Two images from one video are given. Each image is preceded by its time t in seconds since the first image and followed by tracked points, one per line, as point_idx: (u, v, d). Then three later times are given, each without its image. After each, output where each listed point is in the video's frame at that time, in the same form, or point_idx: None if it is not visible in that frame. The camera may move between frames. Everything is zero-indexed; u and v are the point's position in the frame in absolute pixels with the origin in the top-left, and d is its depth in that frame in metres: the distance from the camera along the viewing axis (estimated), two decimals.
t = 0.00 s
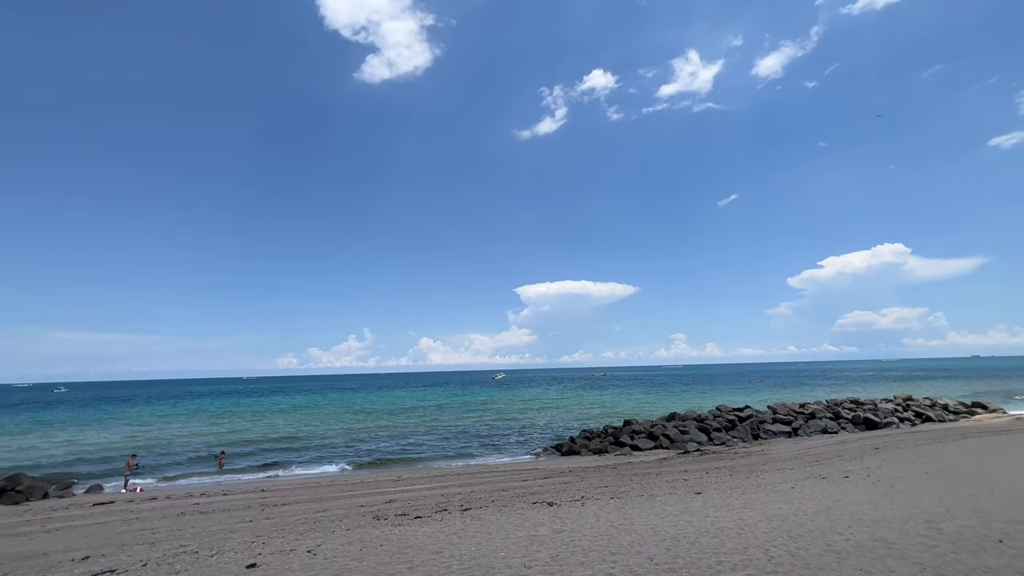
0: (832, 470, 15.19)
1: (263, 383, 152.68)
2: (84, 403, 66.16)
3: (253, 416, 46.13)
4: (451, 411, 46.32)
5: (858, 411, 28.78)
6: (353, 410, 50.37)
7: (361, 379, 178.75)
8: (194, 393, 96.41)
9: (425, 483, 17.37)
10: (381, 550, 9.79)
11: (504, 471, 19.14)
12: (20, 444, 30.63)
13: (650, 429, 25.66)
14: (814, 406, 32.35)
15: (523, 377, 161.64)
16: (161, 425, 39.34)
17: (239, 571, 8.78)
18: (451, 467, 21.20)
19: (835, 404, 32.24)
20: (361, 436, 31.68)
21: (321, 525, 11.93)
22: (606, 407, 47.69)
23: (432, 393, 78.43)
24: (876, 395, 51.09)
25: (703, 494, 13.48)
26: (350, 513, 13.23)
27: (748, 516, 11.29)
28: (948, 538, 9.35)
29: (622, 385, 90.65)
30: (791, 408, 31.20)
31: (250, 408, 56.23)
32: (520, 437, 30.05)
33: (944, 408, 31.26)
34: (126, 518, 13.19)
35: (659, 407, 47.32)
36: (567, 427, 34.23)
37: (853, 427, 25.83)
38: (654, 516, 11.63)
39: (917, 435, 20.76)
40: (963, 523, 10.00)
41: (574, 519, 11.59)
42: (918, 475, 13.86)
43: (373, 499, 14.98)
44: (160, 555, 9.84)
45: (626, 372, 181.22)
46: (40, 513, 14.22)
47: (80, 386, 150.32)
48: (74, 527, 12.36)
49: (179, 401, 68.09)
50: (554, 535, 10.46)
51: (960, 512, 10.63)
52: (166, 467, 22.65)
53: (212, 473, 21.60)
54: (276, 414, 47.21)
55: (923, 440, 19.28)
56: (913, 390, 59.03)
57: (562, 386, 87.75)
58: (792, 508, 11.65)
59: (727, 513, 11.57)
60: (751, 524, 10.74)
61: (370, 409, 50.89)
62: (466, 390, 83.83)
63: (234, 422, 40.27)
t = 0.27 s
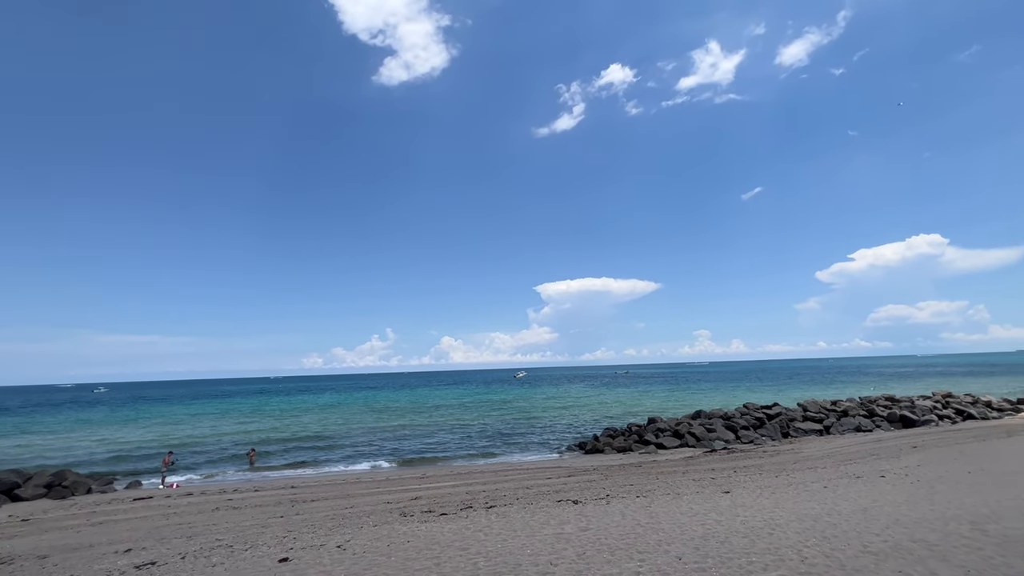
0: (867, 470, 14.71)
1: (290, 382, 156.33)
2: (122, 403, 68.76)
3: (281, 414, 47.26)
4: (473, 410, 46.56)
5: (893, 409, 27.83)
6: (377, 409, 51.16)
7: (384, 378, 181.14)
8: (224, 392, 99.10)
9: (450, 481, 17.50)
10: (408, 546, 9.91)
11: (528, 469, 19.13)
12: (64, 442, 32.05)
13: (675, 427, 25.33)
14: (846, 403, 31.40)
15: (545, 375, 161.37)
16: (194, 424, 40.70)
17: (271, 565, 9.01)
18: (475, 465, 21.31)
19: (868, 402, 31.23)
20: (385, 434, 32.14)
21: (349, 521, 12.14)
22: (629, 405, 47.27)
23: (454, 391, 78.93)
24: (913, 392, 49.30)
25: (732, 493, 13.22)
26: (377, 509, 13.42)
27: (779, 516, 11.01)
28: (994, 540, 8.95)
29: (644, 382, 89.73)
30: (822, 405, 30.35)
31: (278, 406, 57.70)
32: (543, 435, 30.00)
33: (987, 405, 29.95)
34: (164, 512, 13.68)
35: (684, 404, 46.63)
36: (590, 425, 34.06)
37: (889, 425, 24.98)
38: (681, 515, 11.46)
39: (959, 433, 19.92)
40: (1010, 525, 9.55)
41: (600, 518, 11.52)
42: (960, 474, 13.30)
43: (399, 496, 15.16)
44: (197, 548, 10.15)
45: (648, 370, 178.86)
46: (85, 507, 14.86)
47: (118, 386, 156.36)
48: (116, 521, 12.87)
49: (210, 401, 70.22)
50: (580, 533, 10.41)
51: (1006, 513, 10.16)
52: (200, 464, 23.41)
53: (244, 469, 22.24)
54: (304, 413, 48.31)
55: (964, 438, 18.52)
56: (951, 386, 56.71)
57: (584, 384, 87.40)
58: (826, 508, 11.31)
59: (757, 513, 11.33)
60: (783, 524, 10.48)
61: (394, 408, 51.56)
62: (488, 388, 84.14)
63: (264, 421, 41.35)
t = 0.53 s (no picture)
0: (900, 470, 14.24)
1: (313, 381, 159.33)
2: (154, 402, 71.05)
3: (306, 413, 48.19)
4: (494, 408, 46.69)
5: (928, 407, 26.88)
6: (398, 407, 51.77)
7: (404, 376, 183.06)
8: (251, 391, 101.54)
9: (471, 479, 17.60)
10: (432, 543, 10.00)
11: (549, 468, 19.11)
12: (101, 440, 33.32)
13: (698, 425, 24.97)
14: (878, 401, 30.45)
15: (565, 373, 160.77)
16: (223, 422, 41.85)
17: (299, 559, 9.20)
18: (496, 463, 21.38)
19: (901, 399, 30.22)
20: (407, 432, 32.48)
21: (373, 518, 12.30)
22: (650, 404, 46.79)
23: (474, 390, 79.35)
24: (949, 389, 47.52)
25: (758, 492, 12.96)
26: (400, 506, 13.58)
27: (807, 517, 10.76)
28: None
29: (666, 380, 88.68)
30: (851, 403, 29.51)
31: (302, 405, 58.95)
32: (564, 434, 29.91)
33: None
34: (196, 507, 14.10)
35: (708, 403, 45.90)
36: (611, 424, 33.84)
37: (923, 424, 24.14)
38: (706, 515, 11.29)
39: (998, 433, 19.13)
40: None
41: (623, 516, 11.43)
42: (1000, 475, 12.77)
43: (422, 493, 15.31)
44: (228, 543, 10.43)
45: (669, 367, 176.71)
46: (121, 502, 15.42)
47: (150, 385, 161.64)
48: (151, 515, 13.32)
49: (239, 400, 72.05)
50: (603, 532, 10.36)
51: None
52: (229, 462, 24.07)
53: (271, 466, 22.79)
54: (328, 411, 49.16)
55: (1004, 438, 17.75)
56: (989, 383, 54.42)
57: (604, 383, 86.85)
58: (858, 509, 10.99)
59: (784, 513, 11.09)
60: (812, 525, 10.23)
61: (416, 406, 52.06)
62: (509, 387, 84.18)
63: (288, 419, 42.26)
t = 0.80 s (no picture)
0: (932, 471, 13.78)
1: (334, 380, 161.96)
2: (181, 401, 73.06)
3: (328, 411, 48.99)
4: (512, 407, 46.73)
5: (962, 406, 25.95)
6: (418, 406, 52.27)
7: (422, 375, 184.57)
8: (274, 390, 103.76)
9: (490, 477, 17.67)
10: (452, 541, 10.07)
11: (569, 467, 19.04)
12: (133, 437, 34.47)
13: (720, 424, 24.58)
14: (908, 400, 29.53)
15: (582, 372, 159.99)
16: (248, 420, 42.88)
17: (323, 555, 9.36)
18: (515, 462, 21.41)
19: (933, 399, 29.24)
20: (426, 431, 32.76)
21: (394, 515, 12.44)
22: (670, 402, 46.29)
23: (492, 388, 79.63)
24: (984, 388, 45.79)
25: (783, 493, 12.71)
26: (421, 503, 13.71)
27: (835, 519, 10.50)
28: None
29: (686, 379, 87.47)
30: (880, 402, 28.67)
31: (324, 403, 60.03)
32: (582, 433, 29.77)
33: None
34: (223, 503, 14.48)
35: (729, 401, 45.18)
36: (631, 423, 33.59)
37: (956, 424, 23.33)
38: (729, 515, 11.11)
39: None
40: None
41: (644, 516, 11.33)
42: None
43: (442, 491, 15.43)
44: (254, 538, 10.66)
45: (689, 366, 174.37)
46: (152, 497, 15.92)
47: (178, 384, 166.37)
48: (180, 510, 13.72)
49: (262, 398, 73.61)
50: (624, 532, 10.28)
51: None
52: (254, 459, 24.63)
53: (295, 464, 23.24)
54: (349, 410, 49.87)
55: None
56: None
57: (623, 381, 86.13)
58: (888, 512, 10.67)
59: (810, 515, 10.85)
60: (840, 528, 9.97)
61: (435, 405, 52.46)
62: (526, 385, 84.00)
63: (311, 417, 43.06)
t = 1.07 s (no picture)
0: (965, 475, 13.30)
1: (354, 379, 164.22)
2: (207, 398, 75.01)
3: (348, 409, 49.71)
4: (530, 406, 46.70)
5: (997, 408, 24.99)
6: (436, 404, 52.71)
7: (440, 373, 185.94)
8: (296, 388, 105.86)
9: (508, 476, 17.71)
10: (471, 538, 10.12)
11: (587, 466, 18.95)
12: (162, 433, 35.55)
13: (742, 425, 24.15)
14: (940, 401, 28.56)
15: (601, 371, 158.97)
16: (271, 417, 43.83)
17: (344, 551, 9.50)
18: (533, 461, 21.42)
19: (967, 400, 28.22)
20: (445, 429, 32.99)
21: (414, 512, 12.56)
22: (689, 402, 45.72)
23: (510, 387, 79.87)
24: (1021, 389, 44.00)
25: (807, 496, 12.42)
26: (440, 501, 13.80)
27: (862, 522, 10.21)
28: None
29: (707, 379, 86.20)
30: (910, 403, 27.81)
31: (344, 401, 61.03)
32: (601, 432, 29.60)
33: None
34: (248, 498, 14.83)
35: (751, 401, 44.37)
36: (649, 422, 33.27)
37: (991, 425, 22.49)
38: (751, 517, 10.91)
39: None
40: None
41: (663, 517, 11.21)
42: None
43: (461, 489, 15.51)
44: (277, 533, 10.88)
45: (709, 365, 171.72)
46: (180, 492, 16.41)
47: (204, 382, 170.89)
48: (206, 505, 14.08)
49: (284, 396, 75.01)
50: (643, 532, 10.19)
51: None
52: (277, 456, 25.14)
53: (316, 461, 23.66)
54: (369, 408, 50.54)
55: None
56: None
57: (642, 381, 85.39)
58: (919, 516, 10.34)
59: (836, 518, 10.57)
60: (868, 532, 9.70)
61: (453, 403, 52.77)
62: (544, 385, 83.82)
63: (331, 415, 43.75)
